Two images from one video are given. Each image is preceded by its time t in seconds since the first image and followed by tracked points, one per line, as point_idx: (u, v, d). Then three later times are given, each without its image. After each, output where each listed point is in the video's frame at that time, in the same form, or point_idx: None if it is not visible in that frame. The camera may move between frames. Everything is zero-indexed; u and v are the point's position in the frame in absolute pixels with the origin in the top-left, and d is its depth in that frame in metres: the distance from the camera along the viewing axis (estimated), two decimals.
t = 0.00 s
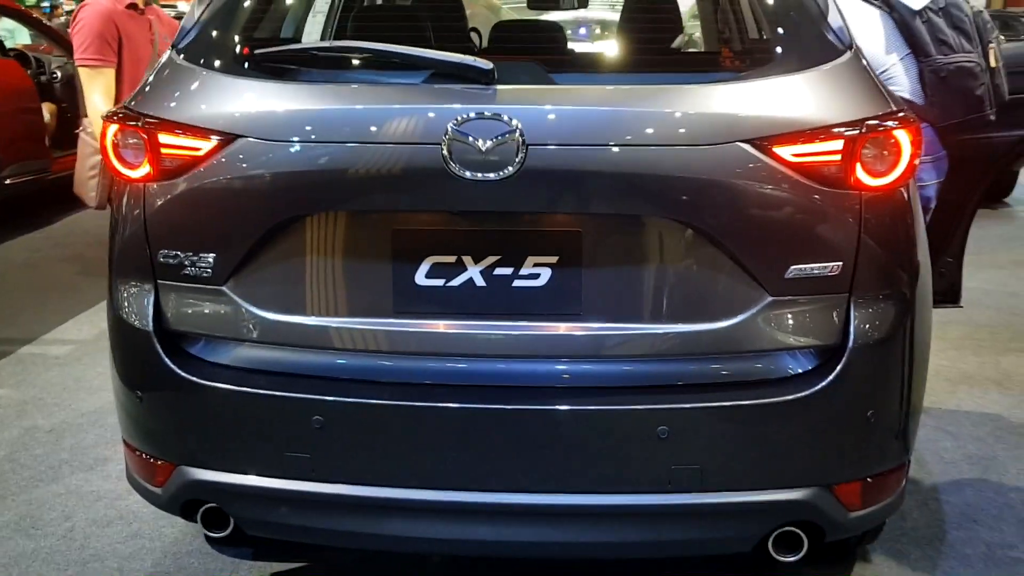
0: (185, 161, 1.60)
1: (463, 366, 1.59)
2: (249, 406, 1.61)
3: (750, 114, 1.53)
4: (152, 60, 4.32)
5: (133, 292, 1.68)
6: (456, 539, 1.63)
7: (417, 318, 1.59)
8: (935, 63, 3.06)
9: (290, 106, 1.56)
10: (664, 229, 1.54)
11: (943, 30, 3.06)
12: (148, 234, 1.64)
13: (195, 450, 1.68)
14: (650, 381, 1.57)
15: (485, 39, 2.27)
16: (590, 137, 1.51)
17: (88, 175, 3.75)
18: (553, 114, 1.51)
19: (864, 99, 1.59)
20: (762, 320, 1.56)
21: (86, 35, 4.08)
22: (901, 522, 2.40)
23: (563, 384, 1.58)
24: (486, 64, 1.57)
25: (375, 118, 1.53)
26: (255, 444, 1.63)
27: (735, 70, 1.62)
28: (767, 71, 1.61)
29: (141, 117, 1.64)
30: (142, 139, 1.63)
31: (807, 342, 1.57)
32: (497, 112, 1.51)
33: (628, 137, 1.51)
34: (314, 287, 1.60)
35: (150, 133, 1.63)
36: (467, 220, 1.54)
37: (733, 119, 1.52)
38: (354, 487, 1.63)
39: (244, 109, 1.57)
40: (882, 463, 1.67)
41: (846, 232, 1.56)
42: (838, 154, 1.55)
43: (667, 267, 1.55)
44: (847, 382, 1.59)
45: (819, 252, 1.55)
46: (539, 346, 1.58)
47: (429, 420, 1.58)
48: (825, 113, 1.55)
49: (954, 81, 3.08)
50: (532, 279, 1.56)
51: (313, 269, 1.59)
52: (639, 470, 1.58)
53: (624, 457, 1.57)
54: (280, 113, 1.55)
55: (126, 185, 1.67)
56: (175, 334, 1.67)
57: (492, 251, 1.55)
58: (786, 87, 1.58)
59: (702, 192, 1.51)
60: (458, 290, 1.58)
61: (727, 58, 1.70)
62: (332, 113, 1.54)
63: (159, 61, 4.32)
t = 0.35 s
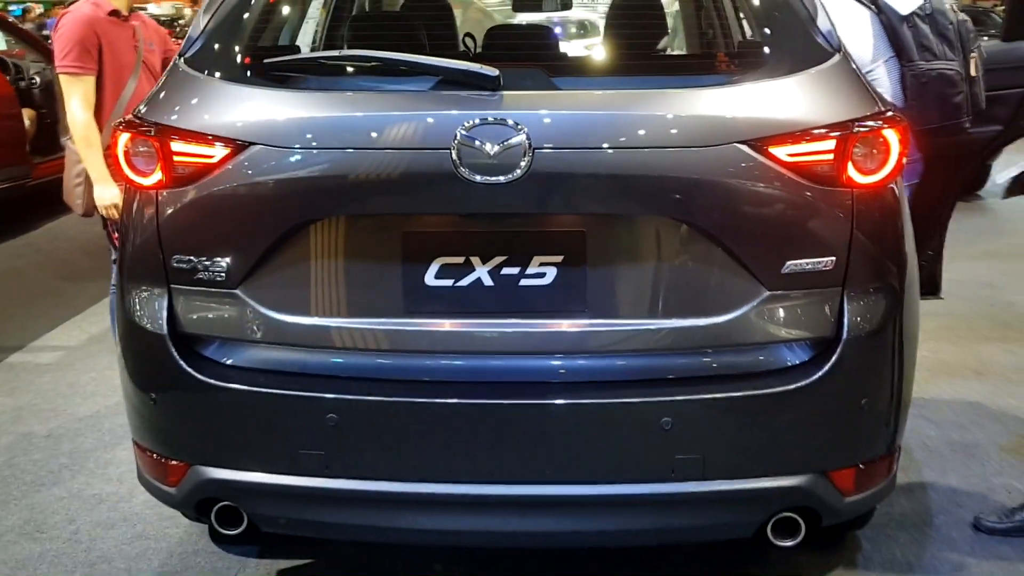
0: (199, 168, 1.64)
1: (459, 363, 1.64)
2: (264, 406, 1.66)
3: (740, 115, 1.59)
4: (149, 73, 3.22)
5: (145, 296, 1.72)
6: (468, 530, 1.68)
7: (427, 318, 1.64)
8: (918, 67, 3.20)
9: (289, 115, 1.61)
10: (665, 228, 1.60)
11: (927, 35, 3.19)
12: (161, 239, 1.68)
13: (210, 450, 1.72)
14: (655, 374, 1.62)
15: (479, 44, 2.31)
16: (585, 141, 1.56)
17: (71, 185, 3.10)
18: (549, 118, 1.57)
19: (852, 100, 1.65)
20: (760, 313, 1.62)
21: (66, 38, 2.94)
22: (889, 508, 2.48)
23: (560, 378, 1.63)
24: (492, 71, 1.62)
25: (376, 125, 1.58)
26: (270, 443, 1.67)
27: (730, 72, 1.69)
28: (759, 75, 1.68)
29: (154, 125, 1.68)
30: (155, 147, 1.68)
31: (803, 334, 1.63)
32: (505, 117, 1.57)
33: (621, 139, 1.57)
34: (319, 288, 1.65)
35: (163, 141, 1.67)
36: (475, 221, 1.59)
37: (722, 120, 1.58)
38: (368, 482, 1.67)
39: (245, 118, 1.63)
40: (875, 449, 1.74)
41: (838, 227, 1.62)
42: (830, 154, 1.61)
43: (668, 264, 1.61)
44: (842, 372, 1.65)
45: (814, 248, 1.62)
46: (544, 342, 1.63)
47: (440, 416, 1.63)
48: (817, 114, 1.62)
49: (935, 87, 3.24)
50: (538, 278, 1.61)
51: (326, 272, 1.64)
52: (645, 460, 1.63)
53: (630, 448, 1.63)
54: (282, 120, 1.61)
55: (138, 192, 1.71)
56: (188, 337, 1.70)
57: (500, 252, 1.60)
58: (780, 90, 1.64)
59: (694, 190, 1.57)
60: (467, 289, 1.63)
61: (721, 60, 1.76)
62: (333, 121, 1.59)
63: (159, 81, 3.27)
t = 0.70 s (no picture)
0: (206, 165, 1.67)
1: (453, 353, 1.68)
2: (273, 397, 1.69)
3: (730, 109, 1.64)
4: (134, 74, 3.17)
5: (151, 291, 1.75)
6: (473, 516, 1.72)
7: (432, 309, 1.68)
8: (902, 67, 3.47)
9: (289, 113, 1.65)
10: (662, 219, 1.65)
11: (915, 37, 3.47)
12: (169, 235, 1.71)
13: (218, 442, 1.75)
14: (648, 363, 1.67)
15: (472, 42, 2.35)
16: (579, 135, 1.61)
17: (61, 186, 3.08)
18: (543, 114, 1.61)
19: (840, 95, 1.71)
20: (754, 301, 1.67)
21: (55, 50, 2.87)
22: (875, 492, 2.54)
23: (552, 366, 1.67)
24: (495, 68, 1.67)
25: (374, 122, 1.62)
26: (279, 433, 1.71)
27: (724, 68, 1.74)
28: (752, 71, 1.73)
29: (160, 123, 1.71)
30: (161, 144, 1.71)
31: (797, 321, 1.69)
32: (507, 113, 1.61)
33: (614, 134, 1.61)
34: (319, 281, 1.68)
35: (169, 138, 1.70)
36: (478, 215, 1.63)
37: (711, 114, 1.63)
38: (374, 470, 1.71)
39: (243, 118, 1.66)
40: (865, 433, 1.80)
41: (828, 217, 1.68)
42: (821, 146, 1.67)
43: (666, 254, 1.66)
44: (834, 357, 1.71)
45: (806, 238, 1.67)
46: (545, 332, 1.67)
47: (446, 404, 1.67)
48: (808, 108, 1.67)
49: (915, 86, 3.52)
50: (540, 269, 1.66)
51: (333, 266, 1.68)
52: (646, 445, 1.68)
53: (631, 433, 1.67)
54: (282, 117, 1.64)
55: (144, 189, 1.74)
56: (196, 330, 1.73)
57: (503, 244, 1.64)
58: (771, 84, 1.70)
59: (686, 183, 1.62)
60: (471, 281, 1.67)
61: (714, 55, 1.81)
62: (329, 119, 1.63)
63: (141, 79, 3.23)
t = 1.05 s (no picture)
0: (212, 160, 1.71)
1: (446, 342, 1.72)
2: (280, 387, 1.73)
3: (719, 103, 1.69)
4: (126, 79, 3.18)
5: (155, 284, 1.78)
6: (476, 501, 1.76)
7: (435, 299, 1.72)
8: (890, 68, 3.75)
9: (291, 109, 1.68)
10: (657, 210, 1.70)
11: (905, 42, 3.76)
12: (175, 230, 1.74)
13: (225, 432, 1.79)
14: (639, 350, 1.72)
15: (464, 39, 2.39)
16: (571, 129, 1.65)
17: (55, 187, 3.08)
18: (537, 109, 1.65)
19: (826, 89, 1.76)
20: (747, 290, 1.73)
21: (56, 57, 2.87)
22: (861, 478, 2.60)
23: (544, 354, 1.72)
24: (496, 64, 1.71)
25: (370, 118, 1.66)
26: (286, 422, 1.75)
27: (716, 63, 1.79)
28: (742, 66, 1.78)
29: (166, 119, 1.75)
30: (167, 140, 1.74)
31: (789, 309, 1.74)
32: (507, 107, 1.65)
33: (606, 127, 1.66)
34: (320, 273, 1.72)
35: (176, 134, 1.73)
36: (479, 207, 1.68)
37: (700, 108, 1.68)
38: (378, 457, 1.75)
39: (242, 115, 1.70)
40: (855, 417, 1.85)
41: (817, 208, 1.73)
42: (811, 139, 1.72)
43: (661, 244, 1.71)
44: (825, 343, 1.76)
45: (797, 227, 1.73)
46: (543, 321, 1.72)
47: (450, 392, 1.71)
48: (797, 101, 1.73)
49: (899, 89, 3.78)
50: (540, 259, 1.70)
51: (338, 258, 1.71)
52: (643, 430, 1.73)
53: (629, 419, 1.72)
54: (283, 113, 1.68)
55: (149, 184, 1.77)
56: (202, 322, 1.77)
57: (503, 236, 1.69)
58: (762, 79, 1.75)
59: (678, 175, 1.67)
60: (472, 272, 1.71)
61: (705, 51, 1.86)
62: (327, 114, 1.67)
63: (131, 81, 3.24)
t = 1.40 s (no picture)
0: (211, 157, 1.73)
1: (440, 335, 1.75)
2: (278, 380, 1.75)
3: (706, 101, 1.73)
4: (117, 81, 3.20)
5: (153, 279, 1.80)
6: (472, 491, 1.79)
7: (431, 293, 1.75)
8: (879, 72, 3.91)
9: (287, 107, 1.71)
10: (648, 205, 1.73)
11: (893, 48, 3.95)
12: (174, 226, 1.76)
13: (223, 425, 1.81)
14: (628, 342, 1.76)
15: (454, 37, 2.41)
16: (563, 126, 1.69)
17: (50, 185, 3.05)
18: (528, 107, 1.68)
19: (810, 87, 1.81)
20: (735, 283, 1.77)
21: (70, 57, 2.86)
22: (845, 469, 2.65)
23: (533, 346, 1.75)
24: (490, 62, 1.75)
25: (362, 115, 1.69)
26: (284, 415, 1.77)
27: (704, 61, 1.83)
28: (729, 65, 1.82)
29: (164, 116, 1.77)
30: (166, 137, 1.76)
31: (776, 301, 1.79)
32: (501, 104, 1.68)
33: (596, 124, 1.70)
34: (316, 268, 1.75)
35: (174, 132, 1.75)
36: (473, 203, 1.71)
37: (687, 106, 1.72)
38: (375, 449, 1.78)
39: (237, 113, 1.73)
40: (840, 407, 1.90)
41: (802, 203, 1.77)
42: (797, 135, 1.77)
43: (651, 239, 1.75)
44: (811, 334, 1.80)
45: (784, 222, 1.77)
46: (536, 314, 1.75)
47: (445, 384, 1.74)
48: (783, 98, 1.77)
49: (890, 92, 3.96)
50: (534, 254, 1.74)
51: (335, 253, 1.74)
52: (635, 420, 1.76)
53: (622, 410, 1.76)
54: (280, 111, 1.71)
55: (147, 182, 1.79)
56: (200, 317, 1.79)
57: (498, 231, 1.72)
58: (748, 77, 1.79)
59: (667, 171, 1.71)
60: (467, 266, 1.74)
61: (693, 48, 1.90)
62: (322, 111, 1.69)
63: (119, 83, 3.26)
